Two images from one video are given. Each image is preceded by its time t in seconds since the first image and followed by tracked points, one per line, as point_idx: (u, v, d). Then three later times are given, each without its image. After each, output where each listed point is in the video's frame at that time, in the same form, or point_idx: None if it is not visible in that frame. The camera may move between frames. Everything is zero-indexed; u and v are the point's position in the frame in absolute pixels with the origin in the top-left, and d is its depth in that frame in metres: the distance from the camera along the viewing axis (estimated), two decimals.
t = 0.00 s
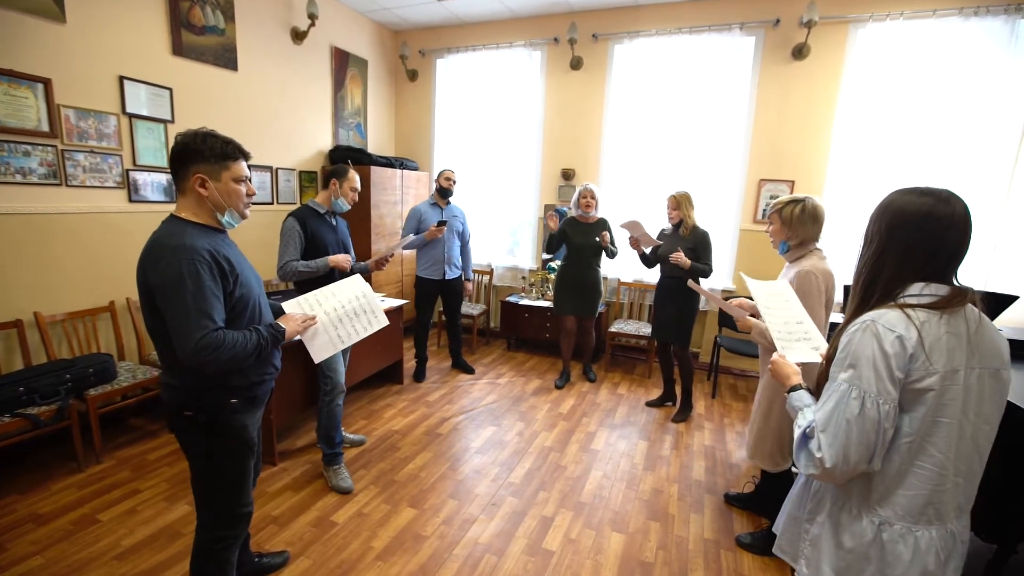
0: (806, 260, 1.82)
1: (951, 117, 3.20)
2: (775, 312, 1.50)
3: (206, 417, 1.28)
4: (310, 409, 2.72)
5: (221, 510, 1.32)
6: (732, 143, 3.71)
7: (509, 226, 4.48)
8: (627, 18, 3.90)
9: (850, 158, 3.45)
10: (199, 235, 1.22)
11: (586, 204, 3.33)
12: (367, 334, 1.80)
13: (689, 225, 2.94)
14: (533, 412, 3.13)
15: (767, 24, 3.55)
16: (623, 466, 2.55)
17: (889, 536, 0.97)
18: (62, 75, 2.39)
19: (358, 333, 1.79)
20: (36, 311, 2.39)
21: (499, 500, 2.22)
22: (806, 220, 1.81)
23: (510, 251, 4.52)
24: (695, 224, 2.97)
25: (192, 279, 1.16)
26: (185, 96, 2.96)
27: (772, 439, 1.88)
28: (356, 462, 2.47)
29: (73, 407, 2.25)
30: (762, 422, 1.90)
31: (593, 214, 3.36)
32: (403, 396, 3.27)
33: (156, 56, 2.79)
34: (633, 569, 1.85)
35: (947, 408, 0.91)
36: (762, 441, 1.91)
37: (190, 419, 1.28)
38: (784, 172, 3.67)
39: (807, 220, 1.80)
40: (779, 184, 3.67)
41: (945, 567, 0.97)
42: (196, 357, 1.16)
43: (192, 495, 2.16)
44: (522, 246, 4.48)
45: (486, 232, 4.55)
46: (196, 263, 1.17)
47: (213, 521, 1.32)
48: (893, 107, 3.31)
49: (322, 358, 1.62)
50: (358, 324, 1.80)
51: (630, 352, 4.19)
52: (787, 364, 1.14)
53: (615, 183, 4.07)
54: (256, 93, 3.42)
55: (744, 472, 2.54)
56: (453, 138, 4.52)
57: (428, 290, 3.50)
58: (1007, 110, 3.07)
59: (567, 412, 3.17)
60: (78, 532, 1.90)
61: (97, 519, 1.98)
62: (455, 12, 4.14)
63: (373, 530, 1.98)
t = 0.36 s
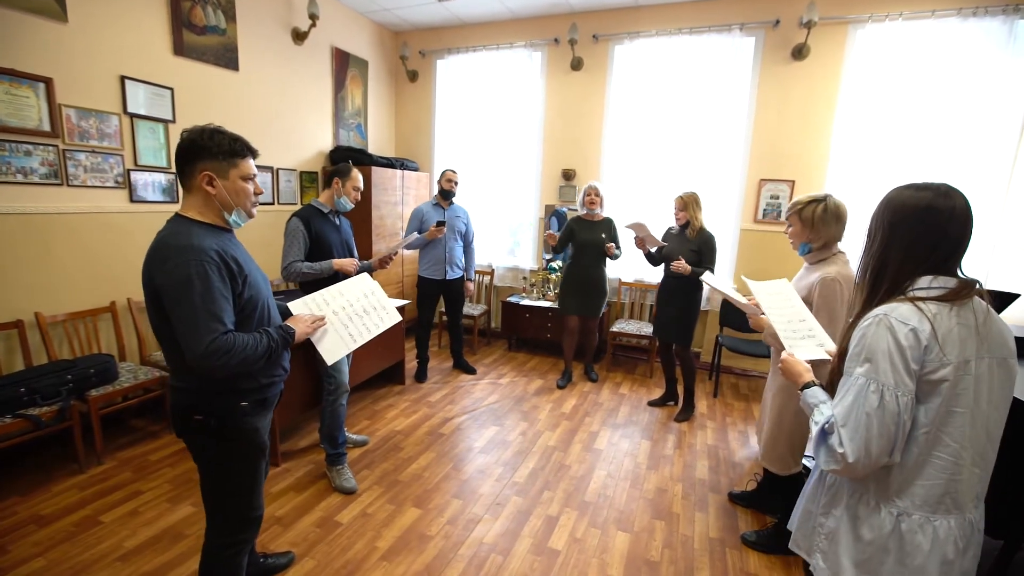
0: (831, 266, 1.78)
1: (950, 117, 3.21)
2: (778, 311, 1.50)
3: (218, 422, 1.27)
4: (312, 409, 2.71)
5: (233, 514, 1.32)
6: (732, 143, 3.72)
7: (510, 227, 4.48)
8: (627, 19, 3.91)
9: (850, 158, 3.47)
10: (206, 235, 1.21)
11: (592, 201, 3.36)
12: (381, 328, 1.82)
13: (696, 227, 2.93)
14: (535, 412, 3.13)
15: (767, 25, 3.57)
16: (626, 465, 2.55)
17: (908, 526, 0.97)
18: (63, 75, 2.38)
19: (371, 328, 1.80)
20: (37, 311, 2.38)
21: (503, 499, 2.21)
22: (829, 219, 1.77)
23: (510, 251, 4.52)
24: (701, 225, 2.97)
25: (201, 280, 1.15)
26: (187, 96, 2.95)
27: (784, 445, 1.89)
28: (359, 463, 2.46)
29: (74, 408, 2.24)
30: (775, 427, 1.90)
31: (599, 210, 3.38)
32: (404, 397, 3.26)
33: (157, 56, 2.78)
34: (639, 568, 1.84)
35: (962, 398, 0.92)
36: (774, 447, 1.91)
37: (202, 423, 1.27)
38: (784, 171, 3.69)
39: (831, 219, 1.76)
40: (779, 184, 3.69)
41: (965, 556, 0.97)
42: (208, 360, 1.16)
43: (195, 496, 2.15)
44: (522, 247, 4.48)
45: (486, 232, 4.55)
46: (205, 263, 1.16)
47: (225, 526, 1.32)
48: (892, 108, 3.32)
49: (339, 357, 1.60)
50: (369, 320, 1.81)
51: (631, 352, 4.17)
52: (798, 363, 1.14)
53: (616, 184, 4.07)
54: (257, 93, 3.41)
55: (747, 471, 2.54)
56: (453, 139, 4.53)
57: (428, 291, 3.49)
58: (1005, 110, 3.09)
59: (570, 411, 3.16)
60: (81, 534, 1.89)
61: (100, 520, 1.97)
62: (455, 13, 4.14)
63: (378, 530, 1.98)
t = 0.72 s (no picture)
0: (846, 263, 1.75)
1: (948, 117, 3.23)
2: (777, 296, 1.51)
3: (227, 417, 1.27)
4: (314, 408, 2.71)
5: (242, 509, 1.32)
6: (732, 143, 3.74)
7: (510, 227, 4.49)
8: (627, 20, 3.92)
9: (849, 157, 3.48)
10: (215, 233, 1.21)
11: (597, 202, 3.35)
12: (387, 326, 1.83)
13: (695, 225, 2.95)
14: (536, 410, 3.13)
15: (766, 25, 3.58)
16: (628, 463, 2.56)
17: (909, 504, 0.98)
18: (65, 74, 2.38)
19: (377, 325, 1.80)
20: (38, 311, 2.38)
21: (506, 497, 2.22)
22: (844, 217, 1.73)
23: (510, 251, 4.53)
24: (701, 223, 2.98)
25: (210, 278, 1.15)
26: (187, 96, 2.95)
27: (792, 440, 1.85)
28: (361, 461, 2.47)
29: (77, 408, 2.24)
30: (782, 423, 1.88)
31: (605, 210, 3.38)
32: (405, 396, 3.27)
33: (158, 55, 2.78)
34: (643, 565, 1.85)
35: (963, 385, 0.93)
36: (783, 444, 1.88)
37: (211, 418, 1.27)
38: (784, 171, 3.70)
39: (846, 216, 1.73)
40: (779, 183, 3.71)
41: (968, 531, 0.98)
42: (218, 357, 1.16)
43: (198, 494, 2.15)
44: (523, 246, 4.49)
45: (486, 232, 4.56)
46: (214, 261, 1.17)
47: (233, 522, 1.32)
48: (891, 107, 3.34)
49: (346, 353, 1.60)
50: (376, 317, 1.82)
51: (631, 350, 4.21)
52: (800, 351, 1.15)
53: (616, 183, 4.09)
54: (258, 93, 3.42)
55: (749, 469, 2.55)
56: (453, 138, 4.54)
57: (438, 289, 3.49)
58: (1002, 110, 3.11)
59: (571, 410, 3.17)
60: (84, 532, 1.89)
61: (102, 519, 1.97)
62: (456, 13, 4.15)
63: (381, 528, 1.98)
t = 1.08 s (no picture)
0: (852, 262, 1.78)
1: (946, 115, 3.23)
2: (776, 294, 1.52)
3: (230, 409, 1.27)
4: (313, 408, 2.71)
5: (246, 501, 1.33)
6: (730, 141, 3.74)
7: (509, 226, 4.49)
8: (626, 18, 3.92)
9: (847, 156, 3.49)
10: (222, 229, 1.21)
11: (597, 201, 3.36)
12: (389, 325, 1.83)
13: (692, 222, 2.96)
14: (536, 409, 3.13)
15: (765, 23, 3.59)
16: (627, 461, 2.56)
17: (915, 497, 0.98)
18: (63, 72, 2.38)
19: (378, 324, 1.80)
20: (36, 310, 2.37)
21: (505, 495, 2.21)
22: (852, 217, 1.74)
23: (509, 250, 4.53)
24: (697, 220, 2.99)
25: (216, 274, 1.15)
26: (186, 95, 2.95)
27: (793, 432, 1.86)
28: (361, 460, 2.46)
29: (76, 407, 2.23)
30: (784, 420, 1.88)
31: (606, 210, 3.38)
32: (405, 395, 3.26)
33: (156, 54, 2.78)
34: (642, 563, 1.85)
35: (968, 383, 0.93)
36: (783, 440, 1.88)
37: (215, 410, 1.27)
38: (782, 169, 3.71)
39: (854, 217, 1.74)
40: (778, 182, 3.71)
41: (965, 517, 1.00)
42: (222, 351, 1.16)
43: (197, 493, 2.15)
44: (522, 246, 4.49)
45: (486, 231, 4.56)
46: (220, 257, 1.16)
47: (235, 515, 1.32)
48: (889, 105, 3.35)
49: (347, 351, 1.60)
50: (377, 316, 1.82)
51: (630, 349, 4.22)
52: (805, 352, 1.15)
53: (615, 182, 4.08)
54: (256, 92, 3.41)
55: (748, 467, 2.55)
56: (452, 137, 4.53)
57: (438, 288, 3.49)
58: (1000, 108, 3.12)
59: (570, 409, 3.17)
60: (83, 531, 1.88)
61: (101, 518, 1.96)
62: (454, 12, 4.15)
63: (381, 527, 1.98)
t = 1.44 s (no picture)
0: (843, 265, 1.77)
1: (943, 113, 3.24)
2: (771, 292, 1.51)
3: (230, 403, 1.27)
4: (310, 407, 2.70)
5: (245, 496, 1.31)
6: (727, 140, 3.74)
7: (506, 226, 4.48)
8: (623, 17, 3.92)
9: (844, 154, 3.49)
10: (225, 228, 1.21)
11: (591, 197, 3.36)
12: (386, 324, 1.82)
13: (691, 221, 2.95)
14: (533, 408, 3.13)
15: (762, 22, 3.59)
16: (625, 460, 2.56)
17: (918, 491, 0.98)
18: (57, 70, 2.37)
19: (376, 323, 1.79)
20: (30, 310, 2.36)
21: (502, 494, 2.21)
22: (842, 221, 1.73)
23: (507, 250, 4.53)
24: (696, 219, 2.98)
25: (218, 270, 1.15)
26: (181, 94, 2.94)
27: (787, 429, 1.86)
28: (358, 460, 2.46)
29: (71, 407, 2.22)
30: (777, 414, 1.88)
31: (599, 206, 3.39)
32: (402, 395, 3.26)
33: (151, 53, 2.77)
34: (639, 561, 1.84)
35: (966, 371, 0.93)
36: (777, 435, 1.88)
37: (215, 404, 1.27)
38: (779, 168, 3.71)
39: (844, 221, 1.73)
40: (775, 181, 3.72)
41: (968, 509, 1.00)
42: (223, 346, 1.16)
43: (194, 493, 2.14)
44: (519, 245, 4.49)
45: (483, 231, 4.56)
46: (223, 254, 1.16)
47: (236, 510, 1.31)
48: (886, 104, 3.35)
49: (345, 350, 1.59)
50: (375, 315, 1.81)
51: (628, 348, 4.23)
52: (802, 347, 1.15)
53: (612, 181, 4.08)
54: (252, 91, 3.40)
55: (746, 466, 2.55)
56: (449, 136, 4.53)
57: (427, 287, 3.49)
58: (996, 107, 3.13)
59: (568, 408, 3.17)
60: (78, 532, 1.87)
61: (97, 518, 1.95)
62: (451, 11, 4.14)
63: (378, 526, 1.97)
